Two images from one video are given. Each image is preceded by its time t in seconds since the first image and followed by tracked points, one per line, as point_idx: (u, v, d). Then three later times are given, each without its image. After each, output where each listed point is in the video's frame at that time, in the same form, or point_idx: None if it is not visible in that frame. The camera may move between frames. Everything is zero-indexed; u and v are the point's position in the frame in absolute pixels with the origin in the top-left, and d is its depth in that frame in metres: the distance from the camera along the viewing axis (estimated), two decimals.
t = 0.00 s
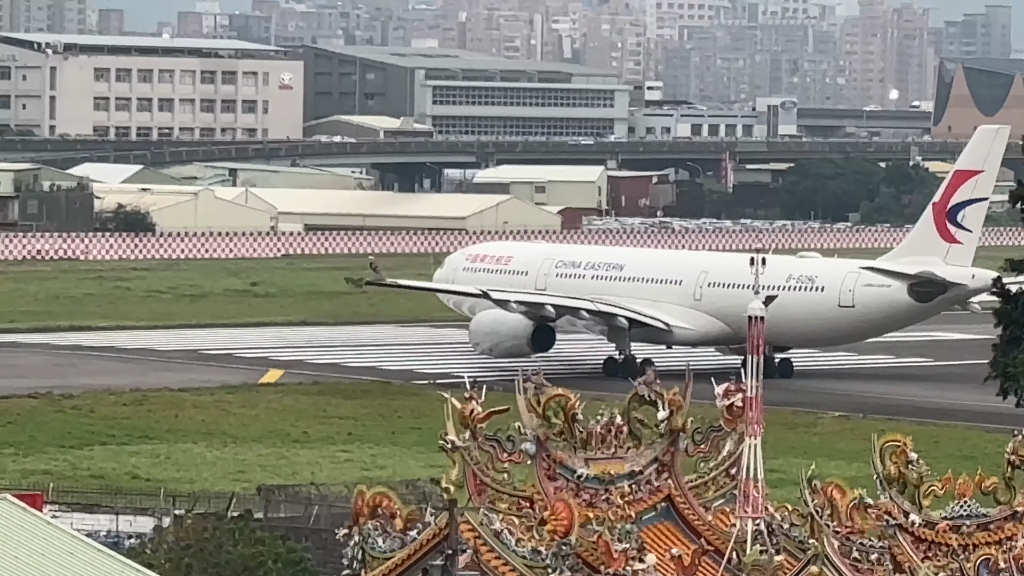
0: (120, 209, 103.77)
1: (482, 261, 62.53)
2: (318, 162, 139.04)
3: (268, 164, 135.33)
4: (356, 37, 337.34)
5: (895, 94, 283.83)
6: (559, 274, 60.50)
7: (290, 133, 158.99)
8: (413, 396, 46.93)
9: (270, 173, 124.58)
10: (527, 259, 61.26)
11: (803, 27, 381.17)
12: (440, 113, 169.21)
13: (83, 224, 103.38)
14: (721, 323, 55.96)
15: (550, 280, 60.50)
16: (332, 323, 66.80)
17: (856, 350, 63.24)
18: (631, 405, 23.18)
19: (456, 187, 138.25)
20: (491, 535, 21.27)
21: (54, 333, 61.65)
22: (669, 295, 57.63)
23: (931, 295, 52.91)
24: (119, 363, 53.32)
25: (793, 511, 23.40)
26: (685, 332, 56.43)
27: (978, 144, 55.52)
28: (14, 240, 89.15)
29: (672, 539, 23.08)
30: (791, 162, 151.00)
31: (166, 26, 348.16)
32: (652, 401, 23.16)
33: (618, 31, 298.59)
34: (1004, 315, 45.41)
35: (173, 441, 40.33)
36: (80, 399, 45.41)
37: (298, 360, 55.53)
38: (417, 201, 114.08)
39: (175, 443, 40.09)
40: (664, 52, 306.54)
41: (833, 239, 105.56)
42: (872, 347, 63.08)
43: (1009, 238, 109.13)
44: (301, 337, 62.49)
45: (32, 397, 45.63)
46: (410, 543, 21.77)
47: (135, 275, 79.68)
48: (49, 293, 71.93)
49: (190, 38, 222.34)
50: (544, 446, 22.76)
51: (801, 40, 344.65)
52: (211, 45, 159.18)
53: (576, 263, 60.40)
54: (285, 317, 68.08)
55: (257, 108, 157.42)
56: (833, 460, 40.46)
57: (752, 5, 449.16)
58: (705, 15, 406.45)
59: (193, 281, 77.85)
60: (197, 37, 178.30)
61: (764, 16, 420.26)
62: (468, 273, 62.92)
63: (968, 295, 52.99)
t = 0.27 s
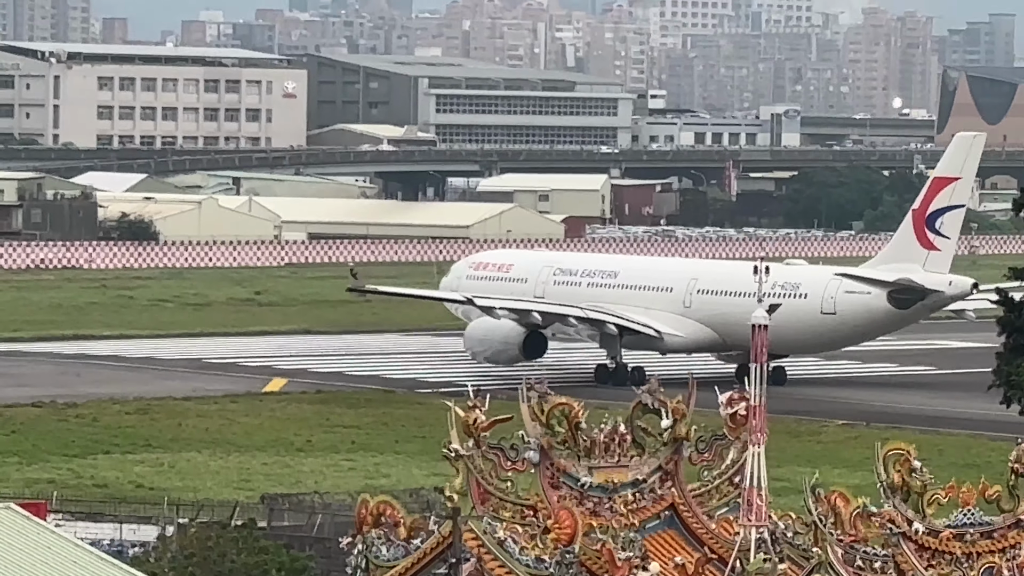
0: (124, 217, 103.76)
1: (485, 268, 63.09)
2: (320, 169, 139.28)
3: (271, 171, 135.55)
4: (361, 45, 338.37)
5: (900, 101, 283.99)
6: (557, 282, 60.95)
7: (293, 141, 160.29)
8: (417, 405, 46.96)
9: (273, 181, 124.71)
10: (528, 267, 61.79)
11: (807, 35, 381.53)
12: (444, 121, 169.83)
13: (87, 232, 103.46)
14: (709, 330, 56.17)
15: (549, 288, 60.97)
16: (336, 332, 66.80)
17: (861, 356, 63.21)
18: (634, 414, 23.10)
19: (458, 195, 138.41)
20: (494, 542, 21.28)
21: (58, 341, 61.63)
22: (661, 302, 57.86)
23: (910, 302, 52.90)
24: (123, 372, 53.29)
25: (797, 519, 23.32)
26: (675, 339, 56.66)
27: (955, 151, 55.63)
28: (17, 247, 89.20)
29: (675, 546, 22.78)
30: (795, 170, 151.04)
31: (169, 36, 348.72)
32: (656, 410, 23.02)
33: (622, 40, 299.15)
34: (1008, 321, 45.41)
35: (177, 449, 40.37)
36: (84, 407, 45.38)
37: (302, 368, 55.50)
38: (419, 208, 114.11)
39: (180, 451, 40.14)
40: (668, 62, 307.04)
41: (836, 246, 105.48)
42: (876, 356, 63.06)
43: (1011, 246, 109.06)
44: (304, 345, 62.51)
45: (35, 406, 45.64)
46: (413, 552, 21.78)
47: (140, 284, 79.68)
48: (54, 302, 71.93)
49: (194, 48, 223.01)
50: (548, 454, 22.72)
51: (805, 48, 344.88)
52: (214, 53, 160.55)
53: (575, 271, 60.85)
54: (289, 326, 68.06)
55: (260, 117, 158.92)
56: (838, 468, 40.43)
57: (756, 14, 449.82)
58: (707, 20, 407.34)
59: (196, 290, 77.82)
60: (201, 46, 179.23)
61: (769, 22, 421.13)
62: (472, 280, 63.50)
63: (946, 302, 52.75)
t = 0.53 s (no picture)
0: (124, 225, 103.69)
1: (484, 274, 63.16)
2: (321, 177, 139.28)
3: (271, 179, 135.62)
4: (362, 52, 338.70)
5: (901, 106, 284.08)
6: (553, 286, 61.02)
7: (295, 148, 159.35)
8: (419, 411, 46.92)
9: (274, 188, 124.54)
10: (525, 273, 61.84)
11: (808, 39, 381.52)
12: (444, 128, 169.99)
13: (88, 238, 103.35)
14: (698, 335, 56.22)
15: (545, 293, 61.04)
16: (338, 339, 66.77)
17: (862, 361, 63.19)
18: (635, 419, 23.02)
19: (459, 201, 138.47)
20: (495, 548, 21.24)
21: (59, 348, 61.59)
22: (652, 306, 57.89)
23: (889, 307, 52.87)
24: (125, 379, 53.22)
25: (798, 526, 23.25)
26: (666, 344, 56.67)
27: (933, 154, 55.87)
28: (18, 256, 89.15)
29: (677, 553, 22.69)
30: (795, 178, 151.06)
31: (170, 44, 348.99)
32: (657, 415, 22.94)
33: (622, 45, 299.30)
34: (1009, 328, 45.36)
35: (178, 457, 40.33)
36: (85, 415, 45.35)
37: (303, 375, 55.46)
38: (419, 215, 113.98)
39: (181, 458, 40.12)
40: (668, 68, 307.19)
41: (837, 252, 105.47)
42: (877, 361, 63.04)
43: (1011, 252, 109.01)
44: (305, 352, 62.47)
45: (37, 413, 45.59)
46: (415, 558, 21.79)
47: (141, 290, 79.65)
48: (56, 309, 71.91)
49: (196, 53, 223.43)
50: (550, 460, 22.64)
51: (805, 54, 344.97)
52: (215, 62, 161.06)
53: (570, 276, 60.88)
54: (290, 333, 68.00)
55: (262, 124, 159.11)
56: (839, 474, 40.42)
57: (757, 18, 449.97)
58: (707, 24, 407.51)
59: (197, 297, 77.79)
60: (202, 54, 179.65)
61: (770, 27, 421.31)
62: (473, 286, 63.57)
63: (925, 307, 53.11)
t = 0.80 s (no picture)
0: (123, 229, 103.75)
1: (484, 276, 63.48)
2: (321, 180, 139.28)
3: (271, 181, 135.85)
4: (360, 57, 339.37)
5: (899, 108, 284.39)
6: (550, 290, 61.34)
7: (295, 152, 159.82)
8: (417, 415, 46.95)
9: (273, 192, 124.62)
10: (522, 275, 62.21)
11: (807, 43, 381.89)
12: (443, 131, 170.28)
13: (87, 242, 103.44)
14: (686, 338, 56.45)
15: (542, 296, 61.38)
16: (337, 343, 66.77)
17: (861, 366, 63.19)
18: (634, 423, 22.84)
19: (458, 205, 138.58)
20: (495, 552, 21.17)
21: (59, 353, 61.58)
22: (642, 309, 58.16)
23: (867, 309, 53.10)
24: (124, 383, 53.20)
25: (797, 529, 23.15)
26: (655, 346, 56.92)
27: (910, 158, 56.63)
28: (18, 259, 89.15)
29: (677, 556, 22.55)
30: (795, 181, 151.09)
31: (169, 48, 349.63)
32: (656, 419, 22.76)
33: (621, 48, 299.65)
34: (1007, 331, 45.37)
35: (178, 461, 40.34)
36: (84, 419, 45.35)
37: (302, 379, 55.46)
38: (419, 219, 113.99)
39: (181, 462, 40.13)
40: (667, 71, 307.55)
41: (837, 255, 105.52)
42: (877, 365, 63.01)
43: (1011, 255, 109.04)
44: (305, 356, 62.43)
45: (37, 417, 45.58)
46: (415, 562, 21.77)
47: (141, 295, 79.68)
48: (56, 313, 71.92)
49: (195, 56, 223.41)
50: (550, 463, 22.43)
51: (804, 58, 345.26)
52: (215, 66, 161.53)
53: (566, 279, 61.24)
54: (290, 337, 67.99)
55: (261, 129, 159.44)
56: (836, 478, 40.44)
57: (755, 21, 450.63)
58: (706, 28, 408.10)
59: (197, 301, 77.80)
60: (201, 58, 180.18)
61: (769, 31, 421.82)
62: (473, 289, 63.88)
63: (902, 309, 53.09)
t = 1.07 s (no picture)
0: (120, 232, 103.79)
1: (482, 278, 63.66)
2: (318, 182, 139.27)
3: (268, 184, 135.94)
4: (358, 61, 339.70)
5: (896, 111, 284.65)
6: (543, 290, 61.52)
7: (291, 153, 162.22)
8: (414, 417, 46.97)
9: (270, 195, 124.67)
10: (518, 276, 62.35)
11: (804, 46, 382.25)
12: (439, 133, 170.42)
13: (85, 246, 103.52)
14: (671, 339, 56.69)
15: (535, 298, 61.58)
16: (334, 346, 66.78)
17: (858, 368, 63.20)
18: (631, 425, 22.75)
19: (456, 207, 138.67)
20: (492, 555, 21.15)
21: (55, 356, 61.57)
22: (627, 309, 58.30)
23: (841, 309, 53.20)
24: (121, 386, 53.21)
25: (795, 531, 23.10)
26: (642, 348, 57.03)
27: (880, 161, 56.91)
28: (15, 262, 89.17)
29: (673, 559, 22.56)
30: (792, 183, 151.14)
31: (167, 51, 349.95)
32: (653, 422, 22.69)
33: (619, 50, 299.96)
34: (1003, 332, 45.40)
35: (175, 463, 40.36)
36: (81, 422, 45.37)
37: (299, 381, 55.46)
38: (417, 221, 114.00)
39: (177, 464, 40.16)
40: (664, 72, 307.86)
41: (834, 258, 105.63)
42: (873, 366, 63.02)
43: (1008, 256, 109.07)
44: (303, 359, 62.43)
45: (34, 420, 45.59)
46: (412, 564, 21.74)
47: (138, 298, 79.67)
48: (52, 315, 71.92)
49: (191, 60, 223.51)
50: (546, 466, 22.29)
51: (801, 62, 345.58)
52: (211, 67, 162.35)
53: (559, 280, 61.35)
54: (285, 339, 68.01)
55: (258, 131, 160.73)
56: (833, 479, 40.46)
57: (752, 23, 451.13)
58: (703, 29, 408.41)
59: (194, 304, 77.81)
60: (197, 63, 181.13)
61: (766, 34, 422.20)
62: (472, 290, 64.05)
63: (873, 310, 53.45)
